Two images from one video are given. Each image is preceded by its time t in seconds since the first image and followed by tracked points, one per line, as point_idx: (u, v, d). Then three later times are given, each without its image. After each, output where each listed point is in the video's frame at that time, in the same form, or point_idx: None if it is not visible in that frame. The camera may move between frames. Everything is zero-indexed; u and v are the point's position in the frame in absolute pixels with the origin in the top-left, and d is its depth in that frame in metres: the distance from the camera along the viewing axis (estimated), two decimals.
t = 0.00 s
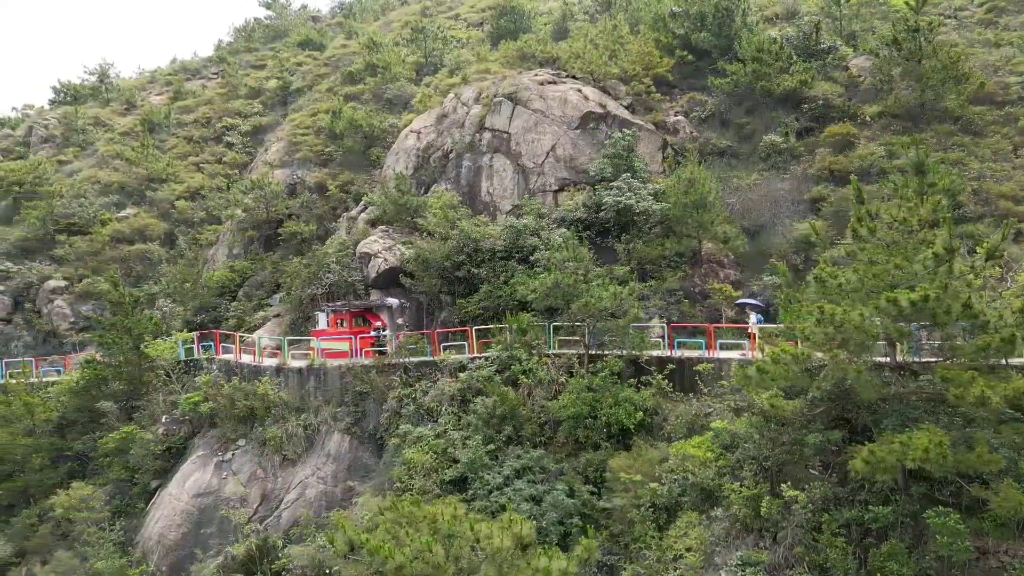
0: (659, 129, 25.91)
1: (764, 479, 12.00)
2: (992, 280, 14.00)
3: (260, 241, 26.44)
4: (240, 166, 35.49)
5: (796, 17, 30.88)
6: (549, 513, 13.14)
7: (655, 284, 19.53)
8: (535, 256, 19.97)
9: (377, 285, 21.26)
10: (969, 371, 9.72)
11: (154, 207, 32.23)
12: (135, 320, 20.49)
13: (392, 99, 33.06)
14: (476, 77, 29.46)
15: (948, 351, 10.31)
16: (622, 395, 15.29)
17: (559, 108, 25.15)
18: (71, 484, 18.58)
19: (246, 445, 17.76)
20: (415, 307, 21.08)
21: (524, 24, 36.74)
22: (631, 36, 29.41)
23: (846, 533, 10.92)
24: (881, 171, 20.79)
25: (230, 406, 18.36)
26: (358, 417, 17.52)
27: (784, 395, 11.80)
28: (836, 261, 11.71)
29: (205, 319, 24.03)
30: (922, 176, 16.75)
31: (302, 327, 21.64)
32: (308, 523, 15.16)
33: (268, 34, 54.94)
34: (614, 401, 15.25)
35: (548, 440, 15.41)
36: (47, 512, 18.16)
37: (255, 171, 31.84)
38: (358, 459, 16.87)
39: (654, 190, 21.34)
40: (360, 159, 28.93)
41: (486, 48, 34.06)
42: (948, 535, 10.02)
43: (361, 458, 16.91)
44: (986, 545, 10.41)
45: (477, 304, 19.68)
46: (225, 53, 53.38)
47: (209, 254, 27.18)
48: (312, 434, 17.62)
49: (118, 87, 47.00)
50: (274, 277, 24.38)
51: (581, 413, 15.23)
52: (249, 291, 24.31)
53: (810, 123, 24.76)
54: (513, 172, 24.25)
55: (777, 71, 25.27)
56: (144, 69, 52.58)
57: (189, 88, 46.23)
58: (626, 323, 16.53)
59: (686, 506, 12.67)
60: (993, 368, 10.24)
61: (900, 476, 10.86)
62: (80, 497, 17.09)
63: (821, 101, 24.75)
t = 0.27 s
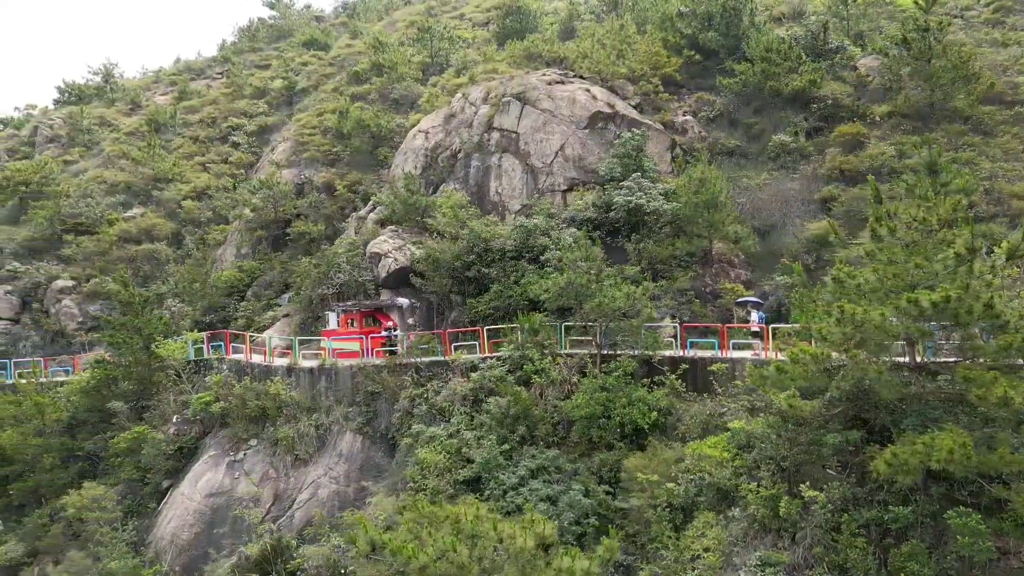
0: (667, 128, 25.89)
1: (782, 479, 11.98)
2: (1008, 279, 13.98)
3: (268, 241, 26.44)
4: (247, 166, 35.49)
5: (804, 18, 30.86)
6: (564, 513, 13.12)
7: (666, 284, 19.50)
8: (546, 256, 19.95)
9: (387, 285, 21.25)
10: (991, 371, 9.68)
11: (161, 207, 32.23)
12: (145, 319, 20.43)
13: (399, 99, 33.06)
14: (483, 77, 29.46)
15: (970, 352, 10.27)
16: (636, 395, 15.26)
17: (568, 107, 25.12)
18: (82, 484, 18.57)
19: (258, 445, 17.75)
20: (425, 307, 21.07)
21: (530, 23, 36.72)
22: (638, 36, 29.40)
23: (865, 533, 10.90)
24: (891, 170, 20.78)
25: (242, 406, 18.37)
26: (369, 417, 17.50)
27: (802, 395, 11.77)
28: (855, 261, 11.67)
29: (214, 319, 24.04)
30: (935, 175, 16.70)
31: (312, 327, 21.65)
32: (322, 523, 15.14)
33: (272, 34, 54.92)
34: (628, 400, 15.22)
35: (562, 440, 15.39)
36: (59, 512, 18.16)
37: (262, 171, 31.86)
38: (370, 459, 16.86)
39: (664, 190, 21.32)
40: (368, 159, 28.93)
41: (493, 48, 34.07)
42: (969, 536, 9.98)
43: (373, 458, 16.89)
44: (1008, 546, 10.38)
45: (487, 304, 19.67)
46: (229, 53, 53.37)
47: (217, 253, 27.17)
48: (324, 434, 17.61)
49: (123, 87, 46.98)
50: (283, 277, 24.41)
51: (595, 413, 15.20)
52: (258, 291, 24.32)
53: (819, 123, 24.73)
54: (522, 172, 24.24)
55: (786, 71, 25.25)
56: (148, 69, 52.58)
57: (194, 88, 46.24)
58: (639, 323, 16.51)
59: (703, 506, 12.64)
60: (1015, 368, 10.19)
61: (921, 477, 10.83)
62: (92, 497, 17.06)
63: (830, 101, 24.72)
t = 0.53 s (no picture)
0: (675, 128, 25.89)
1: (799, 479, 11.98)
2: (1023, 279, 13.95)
3: (277, 241, 26.46)
4: (252, 166, 35.50)
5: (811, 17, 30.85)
6: (579, 513, 13.11)
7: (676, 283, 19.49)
8: (556, 255, 19.94)
9: (397, 285, 21.26)
10: (1012, 371, 9.66)
11: (167, 207, 32.24)
12: (155, 319, 20.35)
13: (405, 99, 33.06)
14: (490, 76, 29.45)
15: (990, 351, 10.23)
16: (649, 394, 15.25)
17: (576, 107, 25.11)
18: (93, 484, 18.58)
19: (270, 445, 17.75)
20: (435, 307, 21.07)
21: (536, 23, 36.71)
22: (645, 35, 29.39)
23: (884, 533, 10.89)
24: (901, 170, 20.77)
25: (254, 406, 18.37)
26: (381, 417, 17.50)
27: (820, 395, 11.75)
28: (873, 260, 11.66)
29: (222, 318, 24.04)
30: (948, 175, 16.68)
31: (323, 326, 21.67)
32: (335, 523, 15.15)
33: (276, 34, 54.91)
34: (641, 400, 15.21)
35: (575, 440, 15.38)
36: (70, 511, 18.16)
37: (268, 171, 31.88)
38: (382, 459, 16.86)
39: (674, 190, 21.31)
40: (375, 158, 28.93)
41: (500, 48, 34.07)
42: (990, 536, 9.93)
43: (385, 458, 16.89)
44: None
45: (498, 304, 19.67)
46: (233, 53, 53.36)
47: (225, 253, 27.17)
48: (335, 434, 17.60)
49: (128, 87, 46.97)
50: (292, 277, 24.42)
51: (608, 412, 15.17)
52: (267, 291, 24.34)
53: (827, 123, 24.72)
54: (530, 171, 24.23)
55: (794, 71, 25.24)
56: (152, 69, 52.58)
57: (199, 88, 46.24)
58: (651, 322, 16.49)
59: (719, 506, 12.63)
60: None
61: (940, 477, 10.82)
62: (104, 497, 17.05)
63: (838, 101, 24.71)
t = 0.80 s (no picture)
0: (684, 128, 25.88)
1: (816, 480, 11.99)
2: None
3: (285, 241, 26.48)
4: (259, 166, 35.51)
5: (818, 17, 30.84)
6: (595, 513, 13.09)
7: (688, 283, 19.45)
8: (567, 255, 19.95)
9: (407, 285, 21.27)
10: None
11: (174, 206, 32.24)
12: (164, 318, 20.14)
13: (412, 98, 33.03)
14: (498, 76, 29.45)
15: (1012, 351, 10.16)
16: (662, 395, 15.22)
17: (585, 107, 25.11)
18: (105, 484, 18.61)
19: (281, 445, 17.76)
20: (446, 307, 21.09)
21: (542, 23, 36.68)
22: (653, 35, 29.37)
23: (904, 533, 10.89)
24: (912, 170, 20.75)
25: (265, 406, 18.35)
26: (392, 417, 17.49)
27: (834, 396, 11.74)
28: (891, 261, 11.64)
29: (232, 318, 24.07)
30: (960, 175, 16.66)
31: (333, 326, 21.72)
32: (349, 524, 15.16)
33: (280, 34, 54.92)
34: (654, 400, 15.17)
35: (588, 440, 15.37)
36: (82, 511, 18.15)
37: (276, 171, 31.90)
38: (394, 459, 16.85)
39: (684, 190, 21.31)
40: (383, 158, 28.94)
41: (506, 48, 34.08)
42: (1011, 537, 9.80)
43: (397, 458, 16.89)
44: None
45: (508, 304, 19.66)
46: (237, 52, 53.32)
47: (233, 253, 27.20)
48: (346, 434, 17.59)
49: (133, 87, 46.97)
50: (301, 277, 24.45)
51: (620, 412, 15.13)
52: (276, 291, 24.37)
53: (836, 123, 24.73)
54: (538, 171, 24.23)
55: (803, 71, 25.23)
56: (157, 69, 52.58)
57: (204, 87, 46.22)
58: (664, 323, 16.46)
59: (736, 506, 12.60)
60: None
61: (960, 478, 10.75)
62: (115, 496, 17.01)
63: (847, 101, 24.70)
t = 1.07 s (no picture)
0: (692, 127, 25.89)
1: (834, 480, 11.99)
2: None
3: (294, 241, 26.52)
4: (266, 166, 35.55)
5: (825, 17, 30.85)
6: (611, 512, 13.10)
7: (699, 283, 19.43)
8: (578, 255, 19.97)
9: (418, 284, 21.29)
10: None
11: (181, 206, 32.25)
12: (175, 318, 20.16)
13: (419, 98, 33.05)
14: (505, 76, 29.46)
15: None
16: (676, 395, 15.19)
17: (594, 107, 25.11)
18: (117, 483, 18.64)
19: (294, 445, 17.77)
20: (456, 307, 21.11)
21: (548, 23, 36.70)
22: (660, 34, 29.36)
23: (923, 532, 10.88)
24: (923, 170, 20.73)
25: (277, 406, 18.36)
26: (405, 417, 17.50)
27: (853, 396, 11.73)
28: (910, 261, 11.62)
29: (241, 318, 24.11)
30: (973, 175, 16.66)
31: (344, 326, 21.81)
32: (365, 523, 15.20)
33: (285, 34, 54.95)
34: (668, 400, 15.15)
35: (602, 440, 15.37)
36: (95, 511, 18.18)
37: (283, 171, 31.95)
38: (407, 458, 16.85)
39: (694, 189, 21.31)
40: (390, 158, 28.96)
41: (513, 47, 34.09)
42: None
43: (410, 457, 16.90)
44: None
45: (519, 304, 19.67)
46: (241, 52, 53.32)
47: (242, 253, 27.24)
48: (359, 433, 17.59)
49: (138, 87, 47.00)
50: (311, 276, 24.52)
51: (635, 412, 15.12)
52: (286, 291, 24.42)
53: (845, 122, 24.73)
54: (548, 171, 24.23)
55: (812, 70, 25.24)
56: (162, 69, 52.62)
57: (209, 87, 46.26)
58: (677, 323, 16.45)
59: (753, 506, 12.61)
60: None
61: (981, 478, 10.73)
62: (129, 496, 17.05)
63: (856, 101, 24.70)
